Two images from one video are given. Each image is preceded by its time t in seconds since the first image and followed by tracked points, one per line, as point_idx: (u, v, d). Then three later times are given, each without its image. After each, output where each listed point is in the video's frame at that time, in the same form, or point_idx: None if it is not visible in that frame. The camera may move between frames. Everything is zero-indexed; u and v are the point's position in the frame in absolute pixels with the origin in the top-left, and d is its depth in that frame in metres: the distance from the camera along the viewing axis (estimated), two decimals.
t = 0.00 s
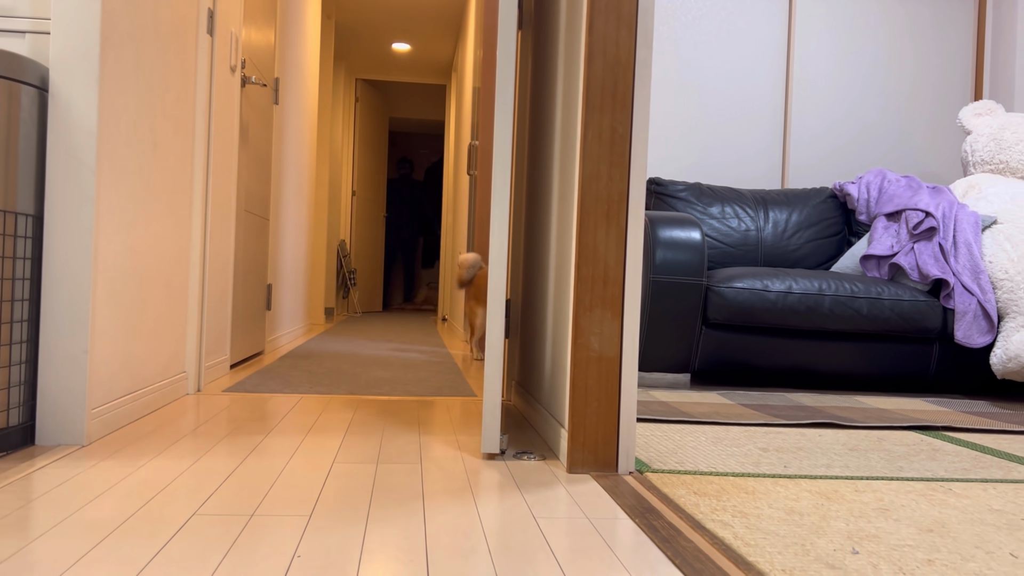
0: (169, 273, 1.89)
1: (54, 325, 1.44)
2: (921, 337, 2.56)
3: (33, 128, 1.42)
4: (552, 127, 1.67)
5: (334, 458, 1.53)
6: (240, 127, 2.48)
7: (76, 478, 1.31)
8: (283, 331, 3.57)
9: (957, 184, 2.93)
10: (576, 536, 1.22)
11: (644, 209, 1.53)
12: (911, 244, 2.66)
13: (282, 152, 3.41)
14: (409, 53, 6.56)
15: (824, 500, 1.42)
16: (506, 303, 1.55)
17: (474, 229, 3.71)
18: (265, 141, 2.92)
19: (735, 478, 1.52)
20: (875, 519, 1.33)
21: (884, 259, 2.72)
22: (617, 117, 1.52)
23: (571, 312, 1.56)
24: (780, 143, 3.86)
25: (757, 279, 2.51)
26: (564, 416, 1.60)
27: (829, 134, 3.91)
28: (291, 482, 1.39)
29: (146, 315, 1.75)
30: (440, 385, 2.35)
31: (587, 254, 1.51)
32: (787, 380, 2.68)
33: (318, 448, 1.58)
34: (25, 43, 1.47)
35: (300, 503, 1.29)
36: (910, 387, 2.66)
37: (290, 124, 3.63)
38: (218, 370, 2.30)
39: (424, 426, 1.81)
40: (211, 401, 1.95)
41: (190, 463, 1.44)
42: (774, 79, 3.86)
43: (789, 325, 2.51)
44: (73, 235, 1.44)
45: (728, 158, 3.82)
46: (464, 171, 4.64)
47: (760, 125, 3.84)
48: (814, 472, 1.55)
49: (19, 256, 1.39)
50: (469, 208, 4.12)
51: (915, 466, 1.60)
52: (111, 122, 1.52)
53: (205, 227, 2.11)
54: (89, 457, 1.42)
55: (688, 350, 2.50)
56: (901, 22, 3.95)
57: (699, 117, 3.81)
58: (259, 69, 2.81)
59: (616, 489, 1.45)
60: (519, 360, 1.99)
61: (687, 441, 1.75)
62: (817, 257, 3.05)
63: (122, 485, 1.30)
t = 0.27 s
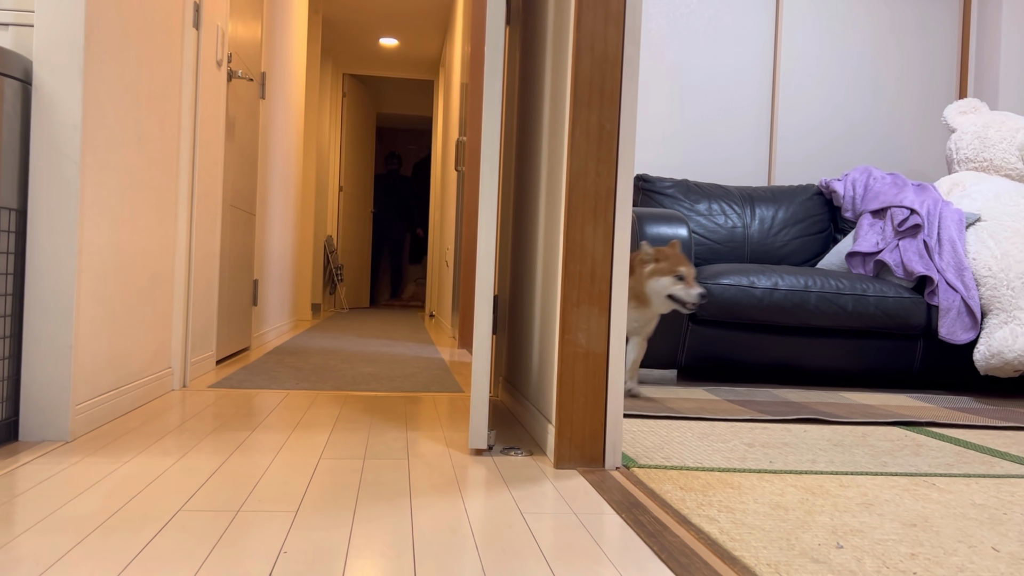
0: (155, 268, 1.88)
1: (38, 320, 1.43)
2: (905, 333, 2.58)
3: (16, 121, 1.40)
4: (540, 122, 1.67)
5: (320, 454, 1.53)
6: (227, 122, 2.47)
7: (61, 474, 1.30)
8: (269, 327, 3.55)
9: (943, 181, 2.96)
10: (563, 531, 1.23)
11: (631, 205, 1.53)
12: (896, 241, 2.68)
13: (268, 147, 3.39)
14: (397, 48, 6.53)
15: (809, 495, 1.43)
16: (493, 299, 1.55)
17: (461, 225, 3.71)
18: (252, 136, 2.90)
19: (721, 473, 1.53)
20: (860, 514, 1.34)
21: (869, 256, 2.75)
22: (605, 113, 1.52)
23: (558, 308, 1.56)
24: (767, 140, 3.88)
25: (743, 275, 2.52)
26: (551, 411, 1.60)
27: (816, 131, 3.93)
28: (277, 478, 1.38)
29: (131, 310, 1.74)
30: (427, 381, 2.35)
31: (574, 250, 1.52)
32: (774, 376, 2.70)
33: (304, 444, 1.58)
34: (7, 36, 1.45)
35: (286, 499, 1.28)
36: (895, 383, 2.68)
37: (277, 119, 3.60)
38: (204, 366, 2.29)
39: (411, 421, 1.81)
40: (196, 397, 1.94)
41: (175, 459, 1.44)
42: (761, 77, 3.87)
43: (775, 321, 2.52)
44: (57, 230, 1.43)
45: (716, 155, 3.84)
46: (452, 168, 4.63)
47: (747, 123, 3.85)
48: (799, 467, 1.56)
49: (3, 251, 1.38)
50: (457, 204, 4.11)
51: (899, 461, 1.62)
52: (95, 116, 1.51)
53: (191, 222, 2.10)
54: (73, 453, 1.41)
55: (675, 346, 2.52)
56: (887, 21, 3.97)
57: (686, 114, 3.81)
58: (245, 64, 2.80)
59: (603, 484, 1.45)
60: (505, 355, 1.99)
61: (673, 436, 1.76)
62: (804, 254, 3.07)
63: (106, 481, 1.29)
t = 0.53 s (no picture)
0: (134, 263, 1.86)
1: (16, 315, 1.41)
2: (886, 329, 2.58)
3: None
4: (524, 117, 1.67)
5: (302, 450, 1.52)
6: (208, 116, 2.45)
7: (39, 470, 1.29)
8: (252, 323, 3.54)
9: (922, 178, 2.98)
10: (545, 526, 1.23)
11: (613, 201, 1.54)
12: (877, 237, 2.67)
13: (250, 142, 3.37)
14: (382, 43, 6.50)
15: (789, 488, 1.44)
16: (476, 294, 1.55)
17: (445, 221, 3.70)
18: (234, 131, 2.88)
19: (702, 467, 1.54)
20: (840, 508, 1.35)
21: (849, 253, 2.70)
22: (587, 109, 1.52)
23: (541, 304, 1.56)
24: (750, 137, 3.89)
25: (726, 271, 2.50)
26: (534, 407, 1.60)
27: (798, 128, 3.95)
28: (259, 473, 1.38)
29: (111, 305, 1.72)
30: (410, 376, 2.35)
31: (557, 246, 1.52)
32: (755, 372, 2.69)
33: (287, 440, 1.57)
34: None
35: (267, 494, 1.28)
36: (876, 379, 2.70)
37: (259, 114, 3.58)
38: (185, 362, 2.28)
39: (394, 417, 1.80)
40: (177, 393, 1.93)
41: (156, 455, 1.43)
42: (744, 74, 3.89)
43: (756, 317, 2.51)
44: (37, 224, 1.42)
45: (698, 150, 3.85)
46: (436, 163, 4.62)
47: (729, 119, 3.87)
48: (780, 461, 1.58)
49: None
50: (440, 200, 4.10)
51: (878, 455, 1.63)
52: (74, 109, 1.49)
53: (172, 218, 2.08)
54: (52, 449, 1.40)
55: (657, 341, 2.53)
56: (868, 19, 4.00)
57: (669, 110, 3.83)
58: (227, 58, 2.77)
59: (585, 479, 1.45)
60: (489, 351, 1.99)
61: (655, 431, 1.77)
62: (786, 249, 3.09)
63: (86, 477, 1.28)
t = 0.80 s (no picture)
0: (116, 260, 1.85)
1: None
2: (866, 325, 2.63)
3: None
4: (507, 115, 1.67)
5: (286, 447, 1.52)
6: (191, 112, 2.43)
7: (19, 468, 1.28)
8: (235, 320, 3.53)
9: (904, 177, 2.99)
10: (528, 522, 1.24)
11: (597, 199, 1.54)
12: (857, 235, 2.72)
13: (233, 138, 3.36)
14: (365, 39, 6.48)
15: (770, 484, 1.45)
16: (461, 292, 1.56)
17: (429, 218, 3.70)
18: (217, 126, 2.86)
19: (684, 463, 1.55)
20: (819, 503, 1.37)
21: (832, 251, 2.78)
22: (571, 107, 1.52)
23: (525, 302, 1.57)
24: (733, 135, 3.91)
25: (709, 268, 2.55)
26: (517, 404, 1.61)
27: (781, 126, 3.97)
28: (242, 471, 1.38)
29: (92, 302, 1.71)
30: (394, 373, 2.35)
31: (541, 243, 1.52)
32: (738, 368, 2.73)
33: (270, 437, 1.57)
34: None
35: (250, 492, 1.28)
36: (856, 375, 2.73)
37: (242, 110, 3.56)
38: (168, 359, 2.27)
39: (378, 414, 1.81)
40: (160, 390, 1.92)
41: (138, 453, 1.42)
42: (727, 72, 3.91)
43: (739, 313, 2.55)
44: (18, 221, 1.41)
45: (682, 148, 3.86)
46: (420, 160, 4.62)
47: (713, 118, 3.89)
48: (761, 457, 1.59)
49: None
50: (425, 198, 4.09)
51: (858, 451, 1.65)
52: (55, 105, 1.48)
53: (154, 214, 2.07)
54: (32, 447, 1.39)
55: (641, 337, 2.54)
56: (852, 16, 4.02)
57: (654, 108, 3.83)
58: (210, 53, 2.76)
59: (569, 475, 1.46)
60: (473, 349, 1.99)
61: (638, 427, 1.78)
62: (768, 246, 3.11)
63: (66, 475, 1.28)
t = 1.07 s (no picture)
0: (84, 258, 1.83)
1: None
2: (833, 323, 2.68)
3: None
4: (480, 115, 1.67)
5: (257, 446, 1.52)
6: (160, 108, 2.40)
7: None
8: (204, 317, 3.49)
9: (871, 177, 3.03)
10: (500, 520, 1.24)
11: (570, 199, 1.55)
12: (826, 234, 2.76)
13: (204, 134, 3.32)
14: (337, 34, 6.44)
15: (739, 481, 1.47)
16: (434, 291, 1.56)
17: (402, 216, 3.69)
18: (187, 122, 2.83)
19: (656, 461, 1.56)
20: (787, 499, 1.39)
21: (800, 249, 2.82)
22: (545, 106, 1.53)
23: (498, 300, 1.57)
24: (704, 134, 3.95)
25: (680, 267, 2.58)
26: (490, 403, 1.62)
27: (751, 126, 4.00)
28: (213, 470, 1.37)
29: (59, 300, 1.69)
30: (367, 371, 2.35)
31: (514, 242, 1.53)
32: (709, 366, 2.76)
33: (241, 436, 1.56)
34: None
35: (222, 491, 1.28)
36: (823, 372, 2.78)
37: (213, 105, 3.52)
38: (137, 357, 2.24)
39: (351, 413, 1.80)
40: (130, 389, 1.90)
41: (107, 452, 1.41)
42: (698, 72, 3.94)
43: (709, 311, 2.58)
44: None
45: (655, 147, 3.89)
46: (392, 157, 4.61)
47: (685, 117, 3.92)
48: (732, 454, 1.61)
49: None
50: (398, 195, 4.08)
51: (826, 448, 1.67)
52: (22, 100, 1.46)
53: (123, 212, 2.05)
54: None
55: (614, 335, 2.53)
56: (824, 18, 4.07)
57: (627, 107, 3.85)
58: (180, 48, 2.72)
59: (541, 473, 1.47)
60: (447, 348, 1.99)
61: (610, 425, 1.79)
62: (738, 245, 3.14)
63: (31, 476, 1.26)
